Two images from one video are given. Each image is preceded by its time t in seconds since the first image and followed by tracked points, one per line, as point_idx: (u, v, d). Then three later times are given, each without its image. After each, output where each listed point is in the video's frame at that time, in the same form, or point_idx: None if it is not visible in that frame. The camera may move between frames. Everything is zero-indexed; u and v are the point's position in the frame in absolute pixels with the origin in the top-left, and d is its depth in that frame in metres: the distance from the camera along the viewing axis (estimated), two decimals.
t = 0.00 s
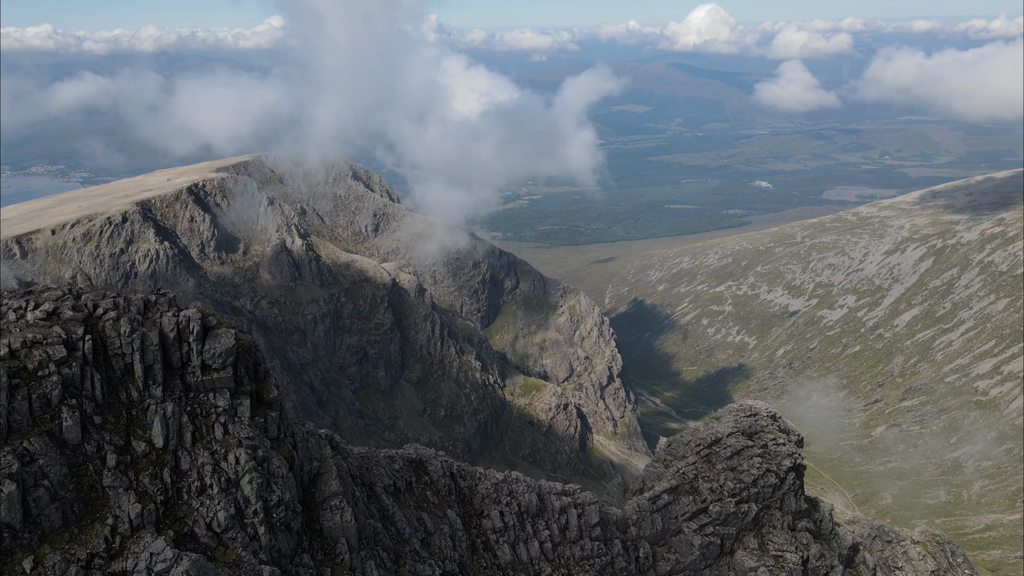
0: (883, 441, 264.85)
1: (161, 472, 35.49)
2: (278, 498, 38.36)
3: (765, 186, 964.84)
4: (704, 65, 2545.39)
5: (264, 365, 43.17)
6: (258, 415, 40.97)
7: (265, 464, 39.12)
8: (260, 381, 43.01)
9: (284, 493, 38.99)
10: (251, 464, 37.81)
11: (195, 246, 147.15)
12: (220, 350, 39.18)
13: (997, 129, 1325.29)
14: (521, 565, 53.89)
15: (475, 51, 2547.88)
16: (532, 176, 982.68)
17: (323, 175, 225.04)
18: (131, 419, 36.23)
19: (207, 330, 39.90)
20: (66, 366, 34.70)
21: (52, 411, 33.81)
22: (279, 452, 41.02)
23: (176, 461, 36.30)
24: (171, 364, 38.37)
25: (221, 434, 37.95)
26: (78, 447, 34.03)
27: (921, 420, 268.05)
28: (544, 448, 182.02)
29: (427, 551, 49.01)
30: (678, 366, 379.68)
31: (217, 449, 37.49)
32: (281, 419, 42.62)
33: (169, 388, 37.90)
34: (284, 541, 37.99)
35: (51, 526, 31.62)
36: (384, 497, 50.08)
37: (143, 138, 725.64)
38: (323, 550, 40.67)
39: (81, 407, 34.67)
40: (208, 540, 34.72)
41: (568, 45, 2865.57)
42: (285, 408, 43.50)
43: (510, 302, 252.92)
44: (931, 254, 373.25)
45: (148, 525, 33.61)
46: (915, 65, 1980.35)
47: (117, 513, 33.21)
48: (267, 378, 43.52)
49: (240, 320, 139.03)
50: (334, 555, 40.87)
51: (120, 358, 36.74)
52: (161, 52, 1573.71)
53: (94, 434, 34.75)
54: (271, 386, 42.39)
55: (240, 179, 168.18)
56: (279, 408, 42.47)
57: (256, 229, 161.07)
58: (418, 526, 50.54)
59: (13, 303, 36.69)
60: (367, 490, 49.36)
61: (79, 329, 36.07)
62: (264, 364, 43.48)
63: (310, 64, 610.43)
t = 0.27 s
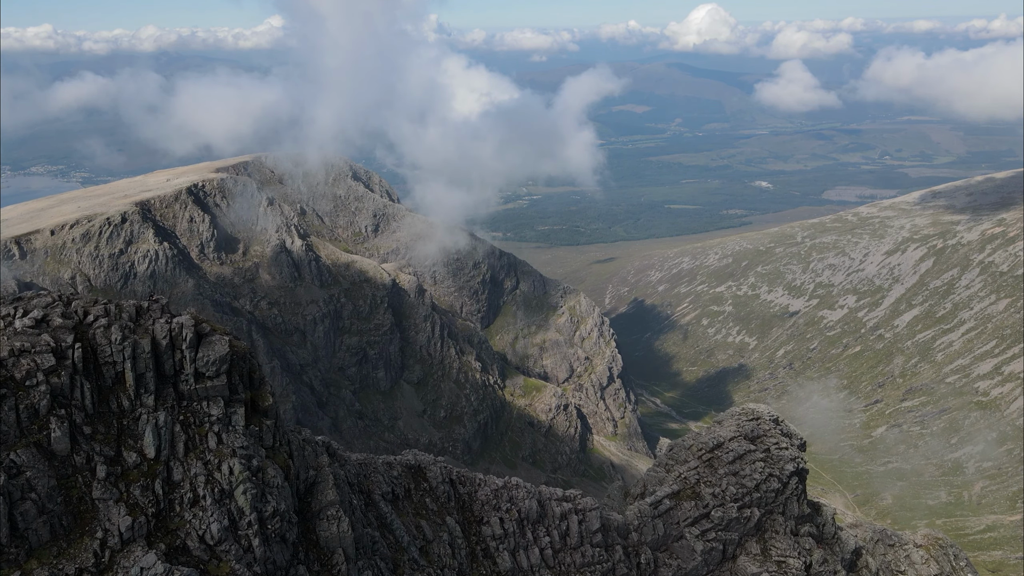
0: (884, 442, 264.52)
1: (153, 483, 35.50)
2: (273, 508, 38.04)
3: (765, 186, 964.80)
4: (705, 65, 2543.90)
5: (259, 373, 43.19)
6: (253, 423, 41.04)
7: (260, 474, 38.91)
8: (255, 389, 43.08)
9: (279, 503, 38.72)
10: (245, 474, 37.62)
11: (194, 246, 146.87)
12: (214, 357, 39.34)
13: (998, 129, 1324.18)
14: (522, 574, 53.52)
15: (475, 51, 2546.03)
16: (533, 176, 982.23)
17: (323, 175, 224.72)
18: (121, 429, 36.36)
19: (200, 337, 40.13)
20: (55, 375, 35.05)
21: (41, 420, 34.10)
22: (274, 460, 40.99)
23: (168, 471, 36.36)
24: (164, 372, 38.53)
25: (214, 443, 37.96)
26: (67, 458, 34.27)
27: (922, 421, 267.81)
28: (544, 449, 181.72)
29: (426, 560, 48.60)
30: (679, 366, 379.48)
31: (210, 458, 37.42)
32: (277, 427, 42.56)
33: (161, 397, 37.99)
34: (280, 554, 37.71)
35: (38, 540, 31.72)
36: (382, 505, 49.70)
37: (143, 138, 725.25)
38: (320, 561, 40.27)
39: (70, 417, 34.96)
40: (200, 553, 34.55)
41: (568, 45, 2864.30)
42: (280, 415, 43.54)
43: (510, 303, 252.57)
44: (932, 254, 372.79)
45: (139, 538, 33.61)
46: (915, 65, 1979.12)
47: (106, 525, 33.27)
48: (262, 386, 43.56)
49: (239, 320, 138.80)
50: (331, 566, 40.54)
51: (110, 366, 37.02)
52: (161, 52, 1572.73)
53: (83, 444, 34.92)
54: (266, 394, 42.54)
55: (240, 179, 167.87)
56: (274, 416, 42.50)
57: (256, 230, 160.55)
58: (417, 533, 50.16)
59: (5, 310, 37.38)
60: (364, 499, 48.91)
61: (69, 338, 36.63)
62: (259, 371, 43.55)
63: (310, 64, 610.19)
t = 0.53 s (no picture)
0: (884, 442, 264.26)
1: (143, 496, 34.90)
2: (267, 520, 37.29)
3: (766, 186, 964.62)
4: (705, 65, 2542.83)
5: (254, 380, 42.32)
6: (247, 432, 40.17)
7: (254, 485, 38.24)
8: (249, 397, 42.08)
9: (274, 514, 37.92)
10: (238, 485, 36.83)
11: (194, 246, 146.58)
12: (206, 364, 38.44)
13: (999, 129, 1322.97)
14: None
15: (475, 51, 2545.01)
16: (533, 176, 981.91)
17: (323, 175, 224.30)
18: (111, 439, 35.76)
19: (193, 344, 39.31)
20: (43, 385, 34.47)
21: (28, 432, 33.58)
22: (269, 469, 40.07)
23: (159, 483, 35.71)
24: (156, 381, 37.73)
25: (207, 453, 37.20)
26: (55, 470, 33.81)
27: (922, 422, 267.68)
28: (544, 450, 181.46)
29: (424, 569, 47.73)
30: (679, 366, 379.30)
31: (203, 469, 36.76)
32: (272, 435, 41.71)
33: (153, 406, 37.26)
34: (275, 566, 36.96)
35: (26, 556, 31.47)
36: (380, 513, 48.56)
37: (143, 138, 725.11)
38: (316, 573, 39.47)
39: (59, 429, 34.37)
40: (193, 566, 34.05)
41: (568, 45, 2862.69)
42: (276, 423, 42.71)
43: (510, 303, 252.30)
44: (933, 254, 372.39)
45: (129, 551, 33.17)
46: (916, 65, 1977.99)
47: (95, 539, 32.91)
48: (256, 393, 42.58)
49: (238, 320, 138.56)
50: None
51: (101, 375, 36.27)
52: (161, 52, 1572.45)
53: (73, 456, 34.38)
54: (261, 402, 41.67)
55: (239, 179, 167.58)
56: (269, 423, 41.65)
57: (256, 230, 160.13)
58: (415, 542, 49.29)
59: None
60: (362, 506, 47.82)
61: (58, 346, 35.73)
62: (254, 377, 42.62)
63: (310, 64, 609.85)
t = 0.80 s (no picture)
0: (884, 443, 264.15)
1: (133, 508, 33.33)
2: (261, 532, 36.02)
3: (766, 186, 964.87)
4: (705, 65, 2543.83)
5: (248, 389, 41.35)
6: (241, 441, 39.18)
7: (247, 495, 36.96)
8: (243, 406, 40.98)
9: (268, 526, 36.65)
10: (231, 496, 35.53)
11: (193, 247, 146.25)
12: (200, 373, 37.27)
13: (999, 129, 1322.40)
14: None
15: (476, 51, 2546.36)
16: (533, 177, 981.91)
17: (323, 175, 223.78)
18: (101, 451, 34.06)
19: (186, 352, 38.09)
20: (30, 396, 32.56)
21: (14, 443, 31.68)
22: (263, 479, 39.15)
23: (150, 494, 34.16)
24: (148, 390, 36.45)
25: (200, 464, 35.85)
26: (42, 483, 31.89)
27: (923, 422, 267.57)
28: (544, 451, 181.22)
29: None
30: (679, 366, 379.26)
31: (195, 481, 35.31)
32: (266, 445, 40.63)
33: (144, 416, 35.90)
34: None
35: (9, 575, 29.40)
36: (378, 521, 48.18)
37: (143, 138, 725.17)
38: None
39: (46, 440, 32.55)
40: None
41: (569, 45, 2863.45)
42: (270, 433, 41.71)
43: (510, 304, 252.10)
44: (933, 254, 372.18)
45: (119, 567, 31.66)
46: (916, 65, 1978.10)
47: (83, 554, 31.30)
48: (251, 402, 41.47)
49: (238, 321, 138.51)
50: None
51: (90, 385, 34.77)
52: (161, 52, 1573.20)
53: (61, 468, 32.59)
54: (255, 411, 40.72)
55: (239, 180, 167.19)
56: (264, 432, 40.58)
57: (255, 231, 159.76)
58: (413, 549, 48.63)
59: None
60: (360, 515, 47.32)
61: (46, 354, 33.88)
62: (249, 386, 41.67)
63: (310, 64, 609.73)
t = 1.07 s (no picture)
0: (885, 444, 263.61)
1: (123, 521, 32.26)
2: (256, 544, 34.66)
3: (766, 186, 964.63)
4: (705, 66, 2543.51)
5: (242, 397, 40.28)
6: (236, 450, 38.01)
7: (241, 507, 35.66)
8: (237, 415, 39.80)
9: (263, 538, 35.28)
10: (224, 508, 34.33)
11: (192, 248, 145.82)
12: (192, 382, 36.22)
13: (999, 129, 1321.11)
14: None
15: (476, 51, 2546.55)
16: (533, 177, 981.71)
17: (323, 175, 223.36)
18: (90, 461, 33.15)
19: (178, 360, 37.18)
20: (18, 406, 31.69)
21: None
22: (259, 489, 37.91)
23: (141, 507, 33.04)
24: (138, 400, 35.41)
25: (192, 475, 34.74)
26: (30, 496, 30.85)
27: (923, 423, 267.26)
28: (544, 451, 181.11)
29: None
30: (680, 367, 378.98)
31: (187, 492, 34.22)
32: (261, 454, 39.50)
33: (135, 426, 34.91)
34: None
35: None
36: (376, 530, 47.59)
37: (143, 138, 725.38)
38: None
39: (33, 452, 31.57)
40: None
41: (569, 45, 2861.71)
42: (266, 442, 40.60)
43: (510, 304, 251.77)
44: (933, 255, 371.46)
45: None
46: (917, 65, 1976.45)
47: (71, 568, 30.08)
48: (244, 410, 40.32)
49: (237, 321, 138.82)
50: None
51: (79, 395, 33.90)
52: (161, 52, 1573.46)
53: (48, 481, 31.49)
54: (250, 420, 39.61)
55: (238, 180, 166.92)
56: (258, 442, 39.42)
57: (254, 232, 159.38)
58: (411, 559, 48.22)
59: None
60: (357, 523, 46.81)
61: (34, 363, 33.13)
62: (243, 395, 40.65)
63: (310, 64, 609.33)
